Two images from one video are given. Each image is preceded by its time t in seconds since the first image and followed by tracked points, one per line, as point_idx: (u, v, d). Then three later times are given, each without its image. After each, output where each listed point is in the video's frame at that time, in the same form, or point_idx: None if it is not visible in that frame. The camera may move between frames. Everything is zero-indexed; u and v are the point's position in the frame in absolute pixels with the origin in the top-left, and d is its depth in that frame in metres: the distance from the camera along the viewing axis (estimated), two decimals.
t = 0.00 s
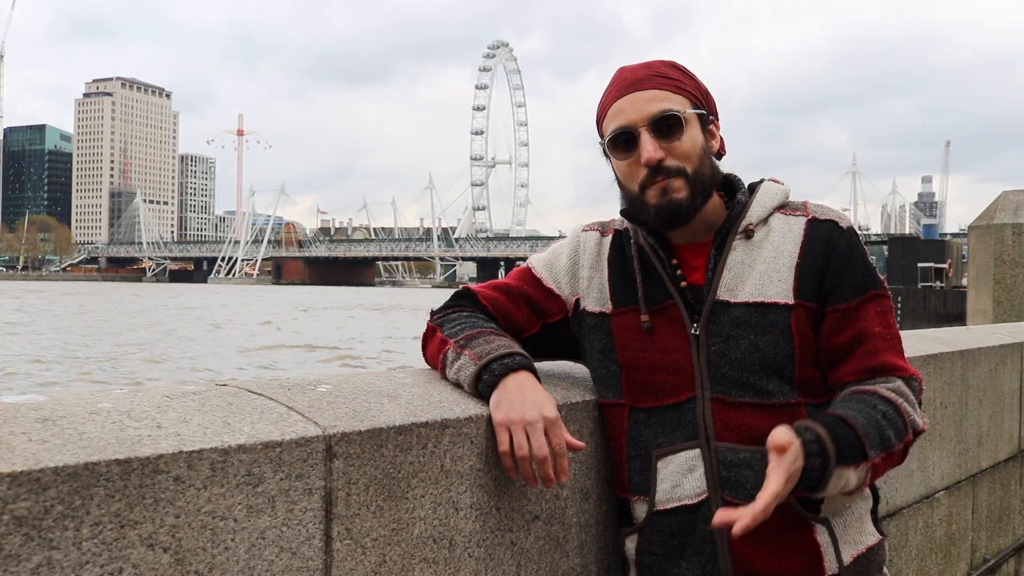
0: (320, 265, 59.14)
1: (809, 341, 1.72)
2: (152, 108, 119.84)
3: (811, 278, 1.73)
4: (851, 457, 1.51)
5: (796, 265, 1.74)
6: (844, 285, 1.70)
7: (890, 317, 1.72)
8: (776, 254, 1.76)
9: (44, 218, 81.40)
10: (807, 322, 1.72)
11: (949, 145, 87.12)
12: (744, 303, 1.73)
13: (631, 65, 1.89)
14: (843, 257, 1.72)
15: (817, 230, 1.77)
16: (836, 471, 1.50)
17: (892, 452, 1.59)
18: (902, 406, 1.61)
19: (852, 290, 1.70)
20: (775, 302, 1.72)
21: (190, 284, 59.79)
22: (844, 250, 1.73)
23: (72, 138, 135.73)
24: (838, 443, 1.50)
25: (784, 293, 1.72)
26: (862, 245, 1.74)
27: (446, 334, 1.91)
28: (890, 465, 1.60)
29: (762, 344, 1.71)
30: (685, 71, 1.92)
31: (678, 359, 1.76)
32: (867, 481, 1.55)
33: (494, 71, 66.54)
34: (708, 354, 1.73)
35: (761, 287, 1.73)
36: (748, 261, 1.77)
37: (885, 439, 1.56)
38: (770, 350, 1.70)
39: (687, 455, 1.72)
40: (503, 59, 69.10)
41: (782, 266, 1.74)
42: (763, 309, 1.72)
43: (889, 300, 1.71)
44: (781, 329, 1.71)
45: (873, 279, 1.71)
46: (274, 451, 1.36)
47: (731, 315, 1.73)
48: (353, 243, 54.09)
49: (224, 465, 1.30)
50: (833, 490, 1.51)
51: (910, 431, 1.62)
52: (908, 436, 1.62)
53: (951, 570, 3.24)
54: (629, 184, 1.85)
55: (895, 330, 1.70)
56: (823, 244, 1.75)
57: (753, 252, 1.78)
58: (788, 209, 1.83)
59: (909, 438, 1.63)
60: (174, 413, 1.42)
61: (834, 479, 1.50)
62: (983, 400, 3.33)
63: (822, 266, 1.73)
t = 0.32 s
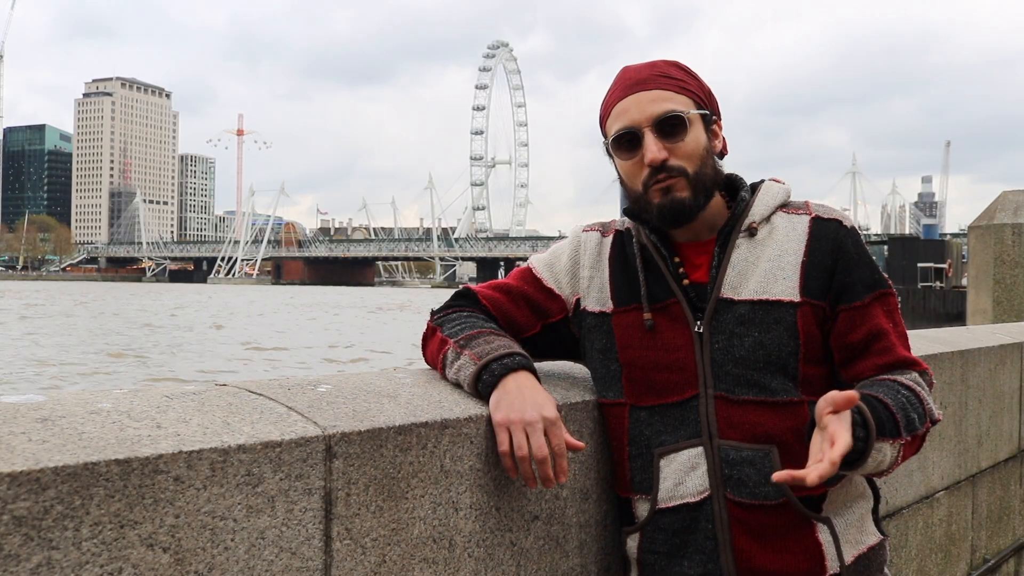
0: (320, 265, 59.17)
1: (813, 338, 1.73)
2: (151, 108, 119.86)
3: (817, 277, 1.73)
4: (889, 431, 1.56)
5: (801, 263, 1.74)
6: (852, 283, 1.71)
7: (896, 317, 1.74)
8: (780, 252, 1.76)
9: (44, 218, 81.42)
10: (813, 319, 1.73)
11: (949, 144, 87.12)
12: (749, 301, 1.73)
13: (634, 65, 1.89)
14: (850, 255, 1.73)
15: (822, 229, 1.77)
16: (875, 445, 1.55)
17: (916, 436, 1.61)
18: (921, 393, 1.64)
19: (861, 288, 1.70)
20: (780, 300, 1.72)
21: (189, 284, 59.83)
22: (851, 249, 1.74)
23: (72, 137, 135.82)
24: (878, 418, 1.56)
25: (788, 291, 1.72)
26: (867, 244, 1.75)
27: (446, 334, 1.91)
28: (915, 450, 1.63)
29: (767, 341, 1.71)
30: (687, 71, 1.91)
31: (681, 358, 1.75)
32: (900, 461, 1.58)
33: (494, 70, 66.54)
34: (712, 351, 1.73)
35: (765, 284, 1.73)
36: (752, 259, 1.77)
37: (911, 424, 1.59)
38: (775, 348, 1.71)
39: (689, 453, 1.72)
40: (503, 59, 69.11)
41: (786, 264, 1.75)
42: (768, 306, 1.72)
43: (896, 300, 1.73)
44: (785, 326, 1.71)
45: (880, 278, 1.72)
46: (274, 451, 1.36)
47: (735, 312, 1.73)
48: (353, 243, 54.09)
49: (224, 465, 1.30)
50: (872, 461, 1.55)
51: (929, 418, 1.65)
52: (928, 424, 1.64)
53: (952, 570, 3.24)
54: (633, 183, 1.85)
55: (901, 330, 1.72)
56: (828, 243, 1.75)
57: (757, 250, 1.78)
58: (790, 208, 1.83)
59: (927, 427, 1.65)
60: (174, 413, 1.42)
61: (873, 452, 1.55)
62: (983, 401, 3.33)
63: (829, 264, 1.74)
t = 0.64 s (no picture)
0: (320, 265, 59.18)
1: (813, 339, 1.73)
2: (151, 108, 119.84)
3: (818, 276, 1.73)
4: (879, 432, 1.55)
5: (802, 263, 1.74)
6: (854, 283, 1.70)
7: (895, 318, 1.74)
8: (781, 252, 1.76)
9: (44, 218, 81.37)
10: (813, 319, 1.73)
11: (949, 144, 87.25)
12: (749, 300, 1.73)
13: (653, 58, 1.89)
14: (850, 256, 1.73)
15: (822, 230, 1.77)
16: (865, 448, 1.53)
17: (908, 439, 1.60)
18: (915, 396, 1.63)
19: (862, 289, 1.70)
20: (780, 299, 1.72)
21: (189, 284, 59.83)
22: (851, 250, 1.74)
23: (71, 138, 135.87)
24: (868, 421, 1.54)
25: (788, 291, 1.72)
26: (867, 245, 1.75)
27: (448, 333, 1.91)
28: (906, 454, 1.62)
29: (767, 340, 1.71)
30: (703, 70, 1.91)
31: (682, 356, 1.75)
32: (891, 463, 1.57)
33: (494, 70, 66.52)
34: (713, 350, 1.73)
35: (765, 284, 1.73)
36: (753, 258, 1.77)
37: (904, 427, 1.58)
38: (774, 346, 1.70)
39: (690, 451, 1.72)
40: (503, 59, 69.11)
41: (788, 264, 1.75)
42: (769, 305, 1.72)
43: (895, 303, 1.73)
44: (786, 325, 1.71)
45: (881, 280, 1.72)
46: (274, 451, 1.36)
47: (737, 311, 1.73)
48: (353, 244, 54.09)
49: (224, 465, 1.30)
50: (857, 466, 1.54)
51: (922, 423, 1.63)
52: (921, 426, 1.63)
53: (951, 570, 3.24)
54: (641, 174, 1.85)
55: (900, 331, 1.72)
56: (829, 243, 1.75)
57: (758, 250, 1.78)
58: (791, 209, 1.83)
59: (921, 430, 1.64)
60: (175, 413, 1.42)
61: (863, 454, 1.53)
62: (983, 400, 3.33)
63: (830, 264, 1.74)
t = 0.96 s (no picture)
0: (320, 265, 59.22)
1: (810, 337, 1.72)
2: (152, 108, 119.83)
3: (813, 275, 1.73)
4: (853, 399, 1.40)
5: (798, 262, 1.74)
6: (846, 278, 1.69)
7: (895, 311, 1.71)
8: (778, 252, 1.76)
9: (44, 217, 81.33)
10: (809, 318, 1.72)
11: (949, 144, 87.32)
12: (746, 301, 1.73)
13: (648, 60, 1.89)
14: (845, 252, 1.72)
15: (818, 229, 1.77)
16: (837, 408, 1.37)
17: (902, 417, 1.51)
18: (909, 378, 1.57)
19: (856, 284, 1.69)
20: (777, 300, 1.72)
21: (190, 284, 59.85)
22: (846, 247, 1.73)
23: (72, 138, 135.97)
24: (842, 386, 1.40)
25: (785, 291, 1.72)
26: (862, 239, 1.74)
27: (447, 334, 1.91)
28: (899, 435, 1.49)
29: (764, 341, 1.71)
30: (701, 70, 1.91)
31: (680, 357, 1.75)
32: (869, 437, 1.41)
33: (495, 70, 66.52)
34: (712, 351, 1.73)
35: (762, 285, 1.74)
36: (750, 259, 1.77)
37: (895, 403, 1.50)
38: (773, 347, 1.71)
39: (688, 453, 1.72)
40: (503, 59, 69.14)
41: (784, 263, 1.75)
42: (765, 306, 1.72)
43: (893, 295, 1.70)
44: (783, 326, 1.71)
45: (876, 274, 1.70)
46: (274, 451, 1.36)
47: (734, 312, 1.73)
48: (353, 244, 54.11)
49: (224, 465, 1.30)
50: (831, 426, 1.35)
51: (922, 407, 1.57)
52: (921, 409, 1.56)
53: (952, 570, 3.24)
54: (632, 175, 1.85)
55: (900, 323, 1.69)
56: (825, 241, 1.75)
57: (755, 250, 1.78)
58: (788, 209, 1.83)
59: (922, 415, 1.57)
60: (174, 413, 1.42)
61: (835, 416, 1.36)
62: (983, 400, 3.33)
63: (824, 262, 1.73)
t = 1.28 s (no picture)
0: (320, 265, 59.23)
1: (813, 343, 1.73)
2: (151, 108, 119.74)
3: (818, 280, 1.73)
4: (873, 492, 1.59)
5: (802, 267, 1.74)
6: (857, 288, 1.71)
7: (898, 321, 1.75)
8: (781, 254, 1.76)
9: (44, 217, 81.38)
10: (813, 324, 1.73)
11: (949, 144, 87.36)
12: (748, 303, 1.73)
13: (645, 61, 1.88)
14: (851, 261, 1.73)
15: (822, 231, 1.77)
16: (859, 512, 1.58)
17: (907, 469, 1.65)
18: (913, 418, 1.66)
19: (865, 294, 1.71)
20: (779, 303, 1.72)
21: (190, 284, 59.85)
22: (852, 254, 1.74)
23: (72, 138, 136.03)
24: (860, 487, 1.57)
25: (788, 295, 1.72)
26: (869, 248, 1.75)
27: (447, 334, 1.91)
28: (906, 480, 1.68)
29: (766, 344, 1.71)
30: (698, 70, 1.91)
31: (680, 359, 1.75)
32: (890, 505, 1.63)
33: (495, 70, 66.51)
34: (712, 353, 1.73)
35: (764, 287, 1.73)
36: (751, 261, 1.77)
37: (903, 462, 1.63)
38: (775, 350, 1.71)
39: (687, 454, 1.72)
40: (502, 59, 69.10)
41: (787, 266, 1.75)
42: (767, 310, 1.72)
43: (898, 306, 1.74)
44: (785, 330, 1.71)
45: (883, 283, 1.73)
46: (274, 451, 1.36)
47: (735, 314, 1.73)
48: (353, 244, 54.08)
49: (224, 465, 1.30)
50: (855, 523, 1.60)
51: (925, 440, 1.68)
52: (923, 446, 1.67)
53: (952, 570, 3.24)
54: (635, 180, 1.85)
55: (903, 334, 1.73)
56: (828, 246, 1.75)
57: (757, 252, 1.78)
58: (790, 210, 1.84)
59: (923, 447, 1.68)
60: (175, 413, 1.42)
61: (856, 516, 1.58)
62: (983, 400, 3.33)
63: (830, 268, 1.74)
